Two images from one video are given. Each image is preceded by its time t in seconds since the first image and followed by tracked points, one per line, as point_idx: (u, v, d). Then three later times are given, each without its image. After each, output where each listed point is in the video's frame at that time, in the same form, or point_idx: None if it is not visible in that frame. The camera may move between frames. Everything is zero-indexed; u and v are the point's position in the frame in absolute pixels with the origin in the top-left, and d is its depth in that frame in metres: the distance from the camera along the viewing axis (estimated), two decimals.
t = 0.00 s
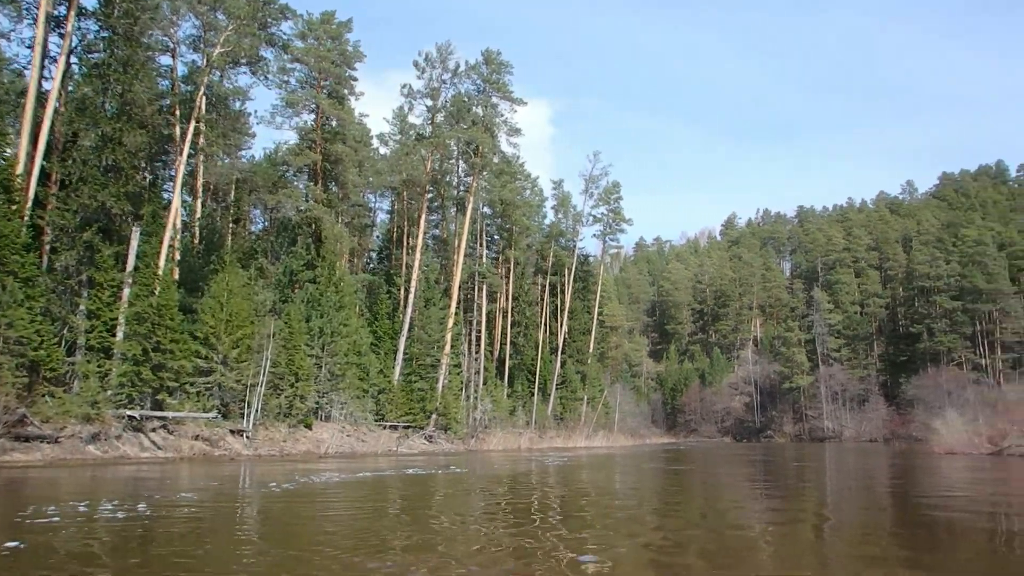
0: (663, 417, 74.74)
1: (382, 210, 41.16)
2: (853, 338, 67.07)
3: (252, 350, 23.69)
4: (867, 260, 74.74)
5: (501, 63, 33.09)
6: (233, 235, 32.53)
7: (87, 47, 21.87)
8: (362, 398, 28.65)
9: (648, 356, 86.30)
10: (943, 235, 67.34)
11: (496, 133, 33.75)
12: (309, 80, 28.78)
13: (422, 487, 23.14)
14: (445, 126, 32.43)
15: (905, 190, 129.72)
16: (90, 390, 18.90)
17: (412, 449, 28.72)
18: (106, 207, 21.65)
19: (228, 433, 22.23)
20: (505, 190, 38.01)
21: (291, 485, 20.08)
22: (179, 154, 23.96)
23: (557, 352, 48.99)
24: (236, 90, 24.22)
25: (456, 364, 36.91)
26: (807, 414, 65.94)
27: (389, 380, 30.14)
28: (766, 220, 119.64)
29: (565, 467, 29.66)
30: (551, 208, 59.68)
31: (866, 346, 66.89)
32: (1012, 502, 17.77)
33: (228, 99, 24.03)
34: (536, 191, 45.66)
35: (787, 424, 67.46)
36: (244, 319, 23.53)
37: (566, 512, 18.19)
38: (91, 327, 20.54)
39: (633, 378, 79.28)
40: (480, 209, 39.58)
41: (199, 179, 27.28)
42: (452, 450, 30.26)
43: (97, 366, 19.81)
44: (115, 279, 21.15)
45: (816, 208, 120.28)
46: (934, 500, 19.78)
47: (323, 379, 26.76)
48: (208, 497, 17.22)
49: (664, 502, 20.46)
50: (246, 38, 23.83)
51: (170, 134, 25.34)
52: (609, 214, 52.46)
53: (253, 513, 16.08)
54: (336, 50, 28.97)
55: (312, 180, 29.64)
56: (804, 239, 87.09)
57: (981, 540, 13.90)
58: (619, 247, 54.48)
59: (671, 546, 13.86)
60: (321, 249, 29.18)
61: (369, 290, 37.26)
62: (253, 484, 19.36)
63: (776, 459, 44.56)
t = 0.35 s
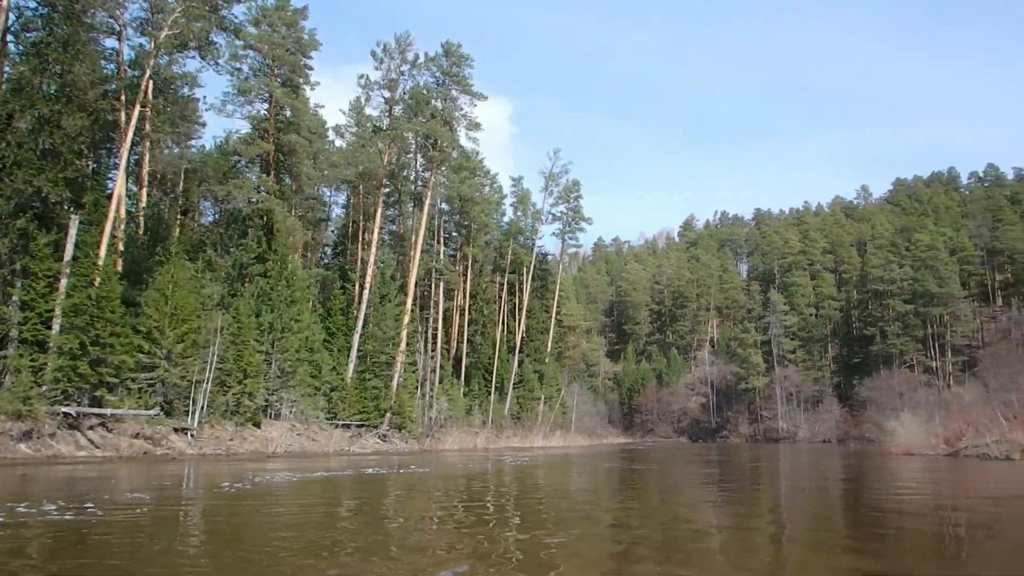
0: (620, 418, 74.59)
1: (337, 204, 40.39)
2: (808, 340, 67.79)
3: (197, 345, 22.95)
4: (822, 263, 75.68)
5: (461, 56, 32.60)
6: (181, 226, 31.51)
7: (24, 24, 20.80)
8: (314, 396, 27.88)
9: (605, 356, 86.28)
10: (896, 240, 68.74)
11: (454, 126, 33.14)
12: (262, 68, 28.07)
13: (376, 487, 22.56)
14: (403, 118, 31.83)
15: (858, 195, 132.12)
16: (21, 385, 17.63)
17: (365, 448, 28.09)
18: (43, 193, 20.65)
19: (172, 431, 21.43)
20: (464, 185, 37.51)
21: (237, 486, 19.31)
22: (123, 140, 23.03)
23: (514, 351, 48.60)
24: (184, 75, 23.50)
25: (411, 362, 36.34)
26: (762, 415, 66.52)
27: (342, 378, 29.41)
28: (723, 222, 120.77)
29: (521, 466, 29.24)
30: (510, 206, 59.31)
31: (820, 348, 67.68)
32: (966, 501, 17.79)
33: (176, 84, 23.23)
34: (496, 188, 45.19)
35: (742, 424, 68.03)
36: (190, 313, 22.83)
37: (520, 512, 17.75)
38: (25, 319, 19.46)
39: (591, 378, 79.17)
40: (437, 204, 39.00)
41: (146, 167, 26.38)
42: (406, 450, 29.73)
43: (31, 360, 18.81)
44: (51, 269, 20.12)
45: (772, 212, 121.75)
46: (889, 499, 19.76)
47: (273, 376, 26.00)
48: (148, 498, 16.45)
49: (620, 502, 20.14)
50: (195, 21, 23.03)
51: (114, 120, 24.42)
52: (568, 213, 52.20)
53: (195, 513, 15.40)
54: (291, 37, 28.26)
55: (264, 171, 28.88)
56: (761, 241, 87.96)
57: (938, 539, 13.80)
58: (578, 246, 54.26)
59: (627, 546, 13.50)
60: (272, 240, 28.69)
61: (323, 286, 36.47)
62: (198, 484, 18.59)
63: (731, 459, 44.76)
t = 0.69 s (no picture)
0: (584, 416, 74.98)
1: (299, 197, 39.65)
2: (771, 338, 68.23)
3: (149, 339, 22.30)
4: (785, 263, 76.32)
5: (427, 47, 32.12)
6: (135, 217, 30.60)
7: None
8: (272, 391, 27.24)
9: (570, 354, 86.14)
10: (857, 241, 69.59)
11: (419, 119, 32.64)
12: (221, 55, 27.35)
13: (336, 485, 22.04)
14: (367, 110, 31.26)
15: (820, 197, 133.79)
16: None
17: (325, 446, 27.52)
18: None
19: (121, 427, 20.73)
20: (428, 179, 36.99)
21: (191, 484, 18.69)
22: (74, 125, 22.18)
23: (479, 348, 48.18)
24: (139, 59, 22.76)
25: (374, 358, 35.77)
26: (726, 413, 66.85)
27: (302, 373, 28.78)
28: (688, 221, 121.43)
29: (484, 464, 28.84)
30: (476, 201, 58.84)
31: (783, 346, 68.22)
32: (931, 499, 17.76)
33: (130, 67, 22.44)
34: (461, 183, 44.66)
35: (705, 422, 68.36)
36: (143, 305, 22.15)
37: (483, 510, 17.31)
38: None
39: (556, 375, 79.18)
40: (401, 197, 38.41)
41: (97, 154, 25.51)
42: (367, 447, 29.20)
43: None
44: None
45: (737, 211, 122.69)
46: (853, 497, 19.70)
47: (230, 371, 25.34)
48: (96, 497, 15.77)
49: (585, 501, 19.78)
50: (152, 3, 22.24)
51: (65, 106, 23.54)
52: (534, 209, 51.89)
53: (145, 513, 14.78)
54: (251, 24, 27.59)
55: (223, 160, 28.19)
56: (725, 240, 88.50)
57: (904, 537, 13.67)
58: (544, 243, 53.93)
59: (591, 544, 13.19)
60: (230, 232, 28.03)
61: (283, 279, 35.72)
62: (149, 482, 17.94)
63: (695, 457, 44.82)
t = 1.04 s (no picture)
0: (548, 414, 75.21)
1: (259, 189, 38.75)
2: (735, 338, 68.50)
3: (98, 332, 21.45)
4: (748, 263, 76.79)
5: (393, 38, 31.50)
6: (86, 206, 29.56)
7: None
8: (228, 388, 26.45)
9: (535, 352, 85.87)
10: (820, 242, 70.19)
11: (384, 110, 32.02)
12: (179, 40, 26.48)
13: (292, 484, 21.38)
14: (330, 100, 30.55)
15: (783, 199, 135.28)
16: None
17: (282, 444, 26.79)
18: None
19: (66, 424, 19.85)
20: (392, 172, 36.32)
21: (139, 484, 17.93)
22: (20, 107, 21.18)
23: (443, 345, 47.61)
24: (91, 41, 21.87)
25: (335, 354, 35.05)
26: (689, 411, 66.99)
27: (259, 369, 28.01)
28: (654, 221, 121.94)
29: (447, 463, 28.30)
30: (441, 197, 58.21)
31: (746, 346, 68.55)
32: (899, 499, 17.56)
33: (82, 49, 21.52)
34: (427, 177, 44.01)
35: (669, 421, 68.52)
36: (91, 297, 21.30)
37: (444, 510, 16.77)
38: None
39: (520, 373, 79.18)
40: (364, 190, 37.69)
41: (46, 139, 24.49)
42: (326, 445, 28.51)
43: None
44: None
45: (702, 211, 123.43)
46: (820, 496, 19.48)
47: (183, 366, 24.53)
48: (36, 498, 14.95)
49: (549, 500, 19.34)
50: None
51: (11, 88, 22.52)
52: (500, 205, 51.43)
53: (90, 513, 14.04)
54: (211, 9, 26.79)
55: (179, 149, 27.32)
56: (690, 240, 88.85)
57: (876, 537, 13.39)
58: (509, 240, 53.48)
59: (556, 544, 12.72)
60: (185, 223, 27.19)
61: (241, 272, 34.85)
62: (94, 482, 17.16)
63: (658, 456, 44.72)
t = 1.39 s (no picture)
0: (509, 411, 74.97)
1: (214, 178, 37.72)
2: (695, 336, 68.74)
3: (39, 323, 20.56)
4: (709, 262, 77.17)
5: (355, 25, 30.82)
6: (30, 193, 28.41)
7: None
8: (179, 382, 25.61)
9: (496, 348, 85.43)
10: (780, 242, 70.75)
11: (346, 99, 31.29)
12: (131, 21, 25.58)
13: (246, 481, 20.69)
14: (289, 87, 29.75)
15: (744, 200, 136.56)
16: None
17: (235, 441, 26.02)
18: None
19: (4, 419, 18.91)
20: (353, 163, 35.54)
21: (82, 481, 17.14)
22: None
23: (403, 340, 46.95)
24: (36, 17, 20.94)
25: (291, 348, 34.25)
26: (649, 409, 67.08)
27: (212, 363, 27.19)
28: (615, 219, 122.20)
29: (406, 460, 27.72)
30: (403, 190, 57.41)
31: (706, 345, 68.84)
32: (865, 498, 17.36)
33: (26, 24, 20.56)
34: (388, 170, 43.28)
35: (629, 419, 68.63)
36: (33, 286, 20.41)
37: (402, 508, 16.26)
38: None
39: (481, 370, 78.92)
40: (323, 181, 36.88)
41: None
42: (281, 442, 27.77)
43: None
44: None
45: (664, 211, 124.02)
46: (781, 493, 19.35)
47: (131, 359, 23.65)
48: None
49: (511, 497, 18.84)
50: None
51: None
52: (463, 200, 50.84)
53: (28, 511, 13.30)
54: None
55: (129, 134, 26.37)
56: (652, 239, 89.10)
57: (846, 536, 13.11)
58: (472, 235, 52.92)
59: (520, 543, 12.23)
60: (135, 211, 26.26)
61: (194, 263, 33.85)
62: (34, 479, 16.34)
63: (619, 453, 44.56)
